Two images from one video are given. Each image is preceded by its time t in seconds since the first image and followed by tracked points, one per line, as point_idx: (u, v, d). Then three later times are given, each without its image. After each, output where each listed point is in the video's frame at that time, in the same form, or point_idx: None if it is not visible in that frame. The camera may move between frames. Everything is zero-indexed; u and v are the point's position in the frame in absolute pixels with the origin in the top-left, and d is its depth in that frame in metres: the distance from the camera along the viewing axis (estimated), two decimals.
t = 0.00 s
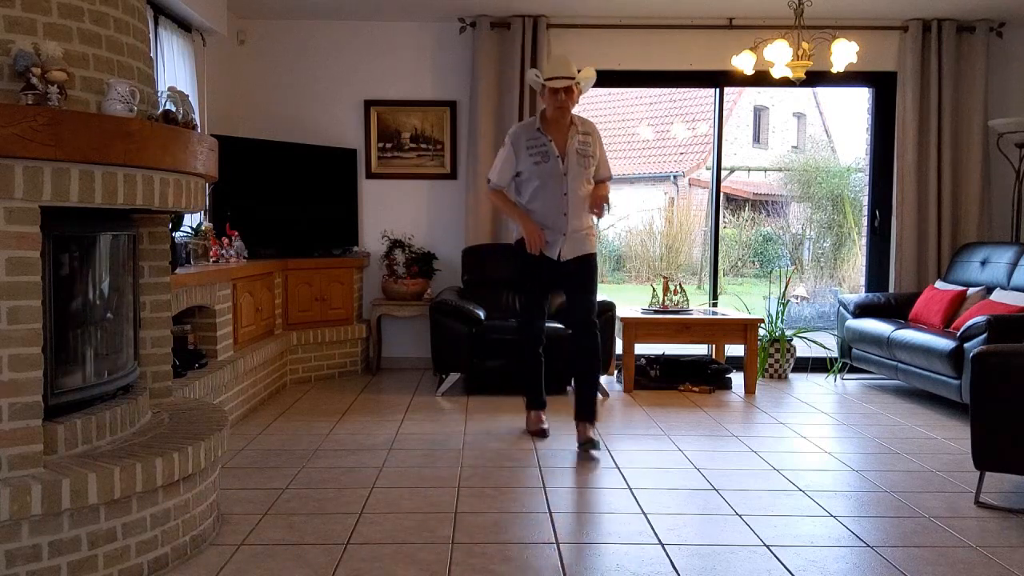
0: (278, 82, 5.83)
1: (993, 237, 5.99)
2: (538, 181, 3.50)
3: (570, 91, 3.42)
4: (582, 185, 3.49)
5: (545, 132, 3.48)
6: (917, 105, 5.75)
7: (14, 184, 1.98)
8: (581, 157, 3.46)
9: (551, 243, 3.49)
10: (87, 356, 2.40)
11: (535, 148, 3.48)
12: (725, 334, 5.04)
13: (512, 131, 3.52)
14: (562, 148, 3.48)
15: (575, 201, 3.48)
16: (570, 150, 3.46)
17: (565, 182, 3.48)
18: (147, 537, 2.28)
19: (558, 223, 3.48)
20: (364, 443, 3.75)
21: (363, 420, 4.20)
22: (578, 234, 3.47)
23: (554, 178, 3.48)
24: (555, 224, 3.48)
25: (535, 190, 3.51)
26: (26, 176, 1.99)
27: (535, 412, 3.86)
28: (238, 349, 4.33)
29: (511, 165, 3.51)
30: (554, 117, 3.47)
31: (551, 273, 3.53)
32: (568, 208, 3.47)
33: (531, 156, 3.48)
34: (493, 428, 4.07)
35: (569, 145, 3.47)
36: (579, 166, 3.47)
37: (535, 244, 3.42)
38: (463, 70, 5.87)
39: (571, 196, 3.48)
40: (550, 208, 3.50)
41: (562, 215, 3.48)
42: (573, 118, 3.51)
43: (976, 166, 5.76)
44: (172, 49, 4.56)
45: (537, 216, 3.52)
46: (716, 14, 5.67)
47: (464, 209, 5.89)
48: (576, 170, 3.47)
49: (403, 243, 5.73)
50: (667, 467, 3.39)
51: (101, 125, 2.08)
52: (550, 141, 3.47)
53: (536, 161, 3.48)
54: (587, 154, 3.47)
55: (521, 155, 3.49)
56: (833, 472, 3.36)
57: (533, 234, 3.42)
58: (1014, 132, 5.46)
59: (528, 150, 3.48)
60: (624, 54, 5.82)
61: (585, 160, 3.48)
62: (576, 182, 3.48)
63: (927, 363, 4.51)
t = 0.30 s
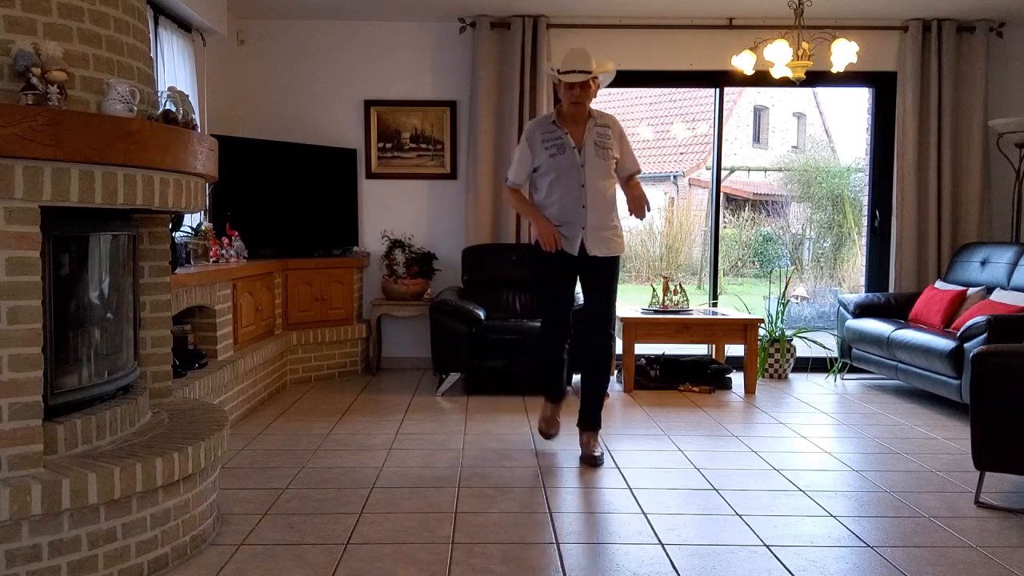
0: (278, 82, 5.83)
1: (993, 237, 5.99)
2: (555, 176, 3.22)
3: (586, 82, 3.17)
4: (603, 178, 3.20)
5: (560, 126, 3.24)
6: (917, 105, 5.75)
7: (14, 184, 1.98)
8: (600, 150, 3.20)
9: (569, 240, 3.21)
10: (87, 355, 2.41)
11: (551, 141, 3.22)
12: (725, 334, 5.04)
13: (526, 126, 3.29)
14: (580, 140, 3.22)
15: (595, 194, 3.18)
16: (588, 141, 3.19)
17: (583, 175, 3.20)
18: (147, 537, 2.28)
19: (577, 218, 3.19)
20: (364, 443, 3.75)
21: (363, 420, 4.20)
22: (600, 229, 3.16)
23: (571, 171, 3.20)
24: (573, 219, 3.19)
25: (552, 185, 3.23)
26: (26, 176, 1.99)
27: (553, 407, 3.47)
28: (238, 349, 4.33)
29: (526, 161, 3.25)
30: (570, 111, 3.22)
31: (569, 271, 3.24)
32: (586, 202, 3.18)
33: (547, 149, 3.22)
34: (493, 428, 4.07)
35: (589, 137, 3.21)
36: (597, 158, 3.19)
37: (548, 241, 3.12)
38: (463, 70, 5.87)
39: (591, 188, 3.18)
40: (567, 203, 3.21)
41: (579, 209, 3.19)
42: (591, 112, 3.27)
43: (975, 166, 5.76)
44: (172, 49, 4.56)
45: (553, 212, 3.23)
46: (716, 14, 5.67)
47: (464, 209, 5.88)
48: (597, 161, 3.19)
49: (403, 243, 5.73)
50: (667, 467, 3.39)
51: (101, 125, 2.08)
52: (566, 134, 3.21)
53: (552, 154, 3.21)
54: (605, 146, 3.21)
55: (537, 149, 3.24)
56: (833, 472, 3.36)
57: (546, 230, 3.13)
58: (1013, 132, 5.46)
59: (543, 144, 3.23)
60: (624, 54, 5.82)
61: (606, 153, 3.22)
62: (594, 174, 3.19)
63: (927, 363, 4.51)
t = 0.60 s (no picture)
0: (278, 82, 5.83)
1: (993, 237, 5.99)
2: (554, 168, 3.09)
3: (581, 72, 2.96)
4: (594, 171, 3.02)
5: (564, 114, 3.08)
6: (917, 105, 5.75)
7: (14, 184, 1.98)
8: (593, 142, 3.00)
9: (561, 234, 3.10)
10: (87, 355, 2.41)
11: (552, 130, 3.09)
12: (725, 334, 5.04)
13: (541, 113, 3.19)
14: (578, 130, 3.04)
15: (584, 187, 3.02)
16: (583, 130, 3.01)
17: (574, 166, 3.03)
18: (147, 537, 2.27)
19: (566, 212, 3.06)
20: (364, 443, 3.75)
21: (363, 420, 4.20)
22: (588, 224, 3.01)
23: (565, 162, 3.06)
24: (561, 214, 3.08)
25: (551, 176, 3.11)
26: (26, 176, 1.99)
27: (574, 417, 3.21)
28: (238, 349, 4.33)
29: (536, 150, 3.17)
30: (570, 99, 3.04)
31: (569, 267, 3.10)
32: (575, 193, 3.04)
33: (548, 138, 3.10)
34: (493, 427, 4.07)
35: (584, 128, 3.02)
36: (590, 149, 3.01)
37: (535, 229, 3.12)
38: (463, 70, 5.87)
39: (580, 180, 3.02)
40: (558, 195, 3.08)
41: (569, 202, 3.06)
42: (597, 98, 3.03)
43: (976, 166, 5.76)
44: (172, 49, 4.56)
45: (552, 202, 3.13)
46: (716, 14, 5.67)
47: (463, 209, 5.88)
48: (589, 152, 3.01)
49: (403, 243, 5.74)
50: (667, 467, 3.39)
51: (100, 125, 2.08)
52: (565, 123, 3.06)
53: (549, 143, 3.09)
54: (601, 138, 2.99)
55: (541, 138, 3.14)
56: (833, 472, 3.36)
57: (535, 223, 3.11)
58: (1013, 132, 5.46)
59: (546, 132, 3.12)
60: (624, 54, 5.82)
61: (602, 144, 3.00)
62: (585, 167, 3.01)
63: (927, 363, 4.51)
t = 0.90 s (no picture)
0: (278, 82, 5.83)
1: (993, 237, 5.99)
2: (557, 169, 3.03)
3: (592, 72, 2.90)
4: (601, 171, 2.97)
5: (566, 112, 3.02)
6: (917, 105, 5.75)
7: (14, 184, 1.98)
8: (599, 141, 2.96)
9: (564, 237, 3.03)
10: (87, 355, 2.40)
11: (555, 129, 3.02)
12: (725, 334, 5.04)
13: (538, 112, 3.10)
14: (584, 129, 3.00)
15: (591, 190, 2.97)
16: (590, 130, 2.96)
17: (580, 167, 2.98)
18: (147, 537, 2.27)
19: (570, 213, 2.99)
20: (364, 443, 3.75)
21: (362, 420, 4.20)
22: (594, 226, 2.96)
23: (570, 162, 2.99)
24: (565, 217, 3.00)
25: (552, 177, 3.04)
26: (25, 176, 1.99)
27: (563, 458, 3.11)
28: (238, 349, 4.33)
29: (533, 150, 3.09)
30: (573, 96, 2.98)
31: (569, 267, 3.04)
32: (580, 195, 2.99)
33: (550, 138, 3.03)
34: (493, 427, 4.07)
35: (590, 127, 2.97)
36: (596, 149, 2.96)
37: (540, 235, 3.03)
38: (463, 70, 5.87)
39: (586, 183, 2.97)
40: (560, 198, 3.01)
41: (574, 204, 3.00)
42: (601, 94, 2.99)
43: (975, 166, 5.76)
44: (172, 49, 4.56)
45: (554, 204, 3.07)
46: (716, 14, 5.67)
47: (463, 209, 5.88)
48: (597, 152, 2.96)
49: (403, 243, 5.74)
50: (667, 467, 3.39)
51: (100, 125, 2.08)
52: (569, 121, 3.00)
53: (552, 143, 3.02)
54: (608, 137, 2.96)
55: (542, 138, 3.06)
56: (833, 472, 3.36)
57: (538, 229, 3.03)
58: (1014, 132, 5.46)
59: (548, 131, 3.04)
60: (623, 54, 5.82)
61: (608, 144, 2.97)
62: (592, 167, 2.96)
63: (927, 363, 4.51)
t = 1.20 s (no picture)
0: (278, 82, 5.83)
1: (993, 237, 5.99)
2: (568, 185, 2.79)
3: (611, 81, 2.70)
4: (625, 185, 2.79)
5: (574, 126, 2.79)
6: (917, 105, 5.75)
7: (14, 184, 1.98)
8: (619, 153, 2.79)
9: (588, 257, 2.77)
10: (87, 355, 2.41)
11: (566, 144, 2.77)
12: (725, 334, 5.04)
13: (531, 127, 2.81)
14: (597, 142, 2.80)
15: (619, 205, 2.78)
16: (608, 143, 2.78)
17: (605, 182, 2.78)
18: (148, 537, 2.27)
19: (598, 231, 2.77)
20: (364, 443, 3.75)
21: (362, 420, 4.20)
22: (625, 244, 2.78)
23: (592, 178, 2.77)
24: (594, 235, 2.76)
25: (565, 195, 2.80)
26: (25, 176, 1.99)
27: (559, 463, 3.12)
28: (238, 349, 4.33)
29: (530, 169, 2.79)
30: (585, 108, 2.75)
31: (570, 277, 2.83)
32: (607, 212, 2.77)
33: (563, 154, 2.77)
34: (493, 427, 4.07)
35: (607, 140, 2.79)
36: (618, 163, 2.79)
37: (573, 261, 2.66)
38: (463, 70, 5.87)
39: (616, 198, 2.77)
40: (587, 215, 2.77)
41: (602, 222, 2.77)
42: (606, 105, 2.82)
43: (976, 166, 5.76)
44: (172, 49, 4.56)
45: (563, 226, 2.81)
46: (716, 14, 5.67)
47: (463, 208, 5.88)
48: (619, 167, 2.79)
49: (403, 243, 5.73)
50: (667, 467, 3.39)
51: (101, 125, 2.08)
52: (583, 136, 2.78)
53: (568, 159, 2.76)
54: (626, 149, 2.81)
55: (548, 154, 2.78)
56: (833, 472, 3.36)
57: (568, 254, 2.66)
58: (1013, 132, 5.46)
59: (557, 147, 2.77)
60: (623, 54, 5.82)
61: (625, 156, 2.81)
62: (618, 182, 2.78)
63: (927, 363, 4.51)
